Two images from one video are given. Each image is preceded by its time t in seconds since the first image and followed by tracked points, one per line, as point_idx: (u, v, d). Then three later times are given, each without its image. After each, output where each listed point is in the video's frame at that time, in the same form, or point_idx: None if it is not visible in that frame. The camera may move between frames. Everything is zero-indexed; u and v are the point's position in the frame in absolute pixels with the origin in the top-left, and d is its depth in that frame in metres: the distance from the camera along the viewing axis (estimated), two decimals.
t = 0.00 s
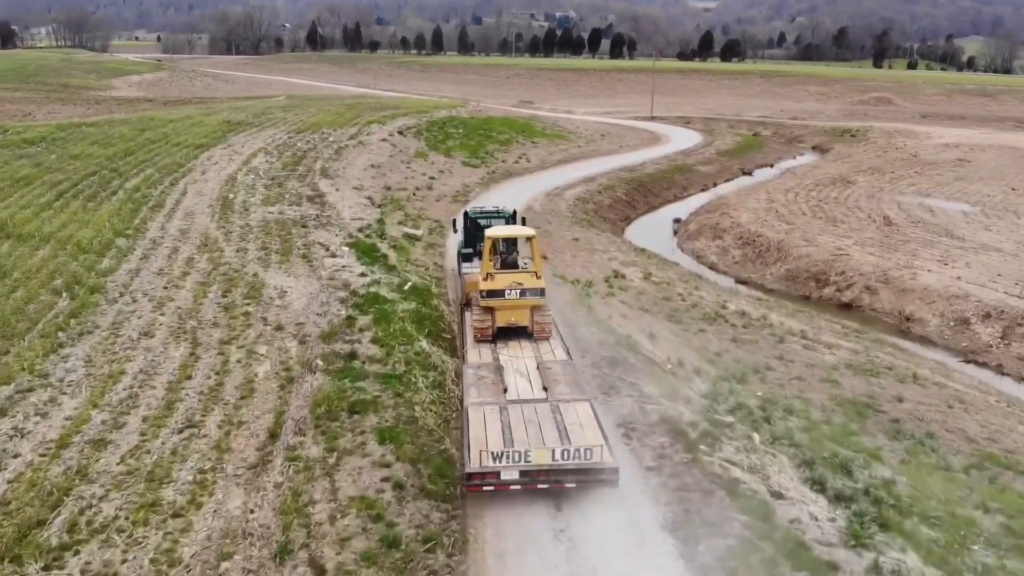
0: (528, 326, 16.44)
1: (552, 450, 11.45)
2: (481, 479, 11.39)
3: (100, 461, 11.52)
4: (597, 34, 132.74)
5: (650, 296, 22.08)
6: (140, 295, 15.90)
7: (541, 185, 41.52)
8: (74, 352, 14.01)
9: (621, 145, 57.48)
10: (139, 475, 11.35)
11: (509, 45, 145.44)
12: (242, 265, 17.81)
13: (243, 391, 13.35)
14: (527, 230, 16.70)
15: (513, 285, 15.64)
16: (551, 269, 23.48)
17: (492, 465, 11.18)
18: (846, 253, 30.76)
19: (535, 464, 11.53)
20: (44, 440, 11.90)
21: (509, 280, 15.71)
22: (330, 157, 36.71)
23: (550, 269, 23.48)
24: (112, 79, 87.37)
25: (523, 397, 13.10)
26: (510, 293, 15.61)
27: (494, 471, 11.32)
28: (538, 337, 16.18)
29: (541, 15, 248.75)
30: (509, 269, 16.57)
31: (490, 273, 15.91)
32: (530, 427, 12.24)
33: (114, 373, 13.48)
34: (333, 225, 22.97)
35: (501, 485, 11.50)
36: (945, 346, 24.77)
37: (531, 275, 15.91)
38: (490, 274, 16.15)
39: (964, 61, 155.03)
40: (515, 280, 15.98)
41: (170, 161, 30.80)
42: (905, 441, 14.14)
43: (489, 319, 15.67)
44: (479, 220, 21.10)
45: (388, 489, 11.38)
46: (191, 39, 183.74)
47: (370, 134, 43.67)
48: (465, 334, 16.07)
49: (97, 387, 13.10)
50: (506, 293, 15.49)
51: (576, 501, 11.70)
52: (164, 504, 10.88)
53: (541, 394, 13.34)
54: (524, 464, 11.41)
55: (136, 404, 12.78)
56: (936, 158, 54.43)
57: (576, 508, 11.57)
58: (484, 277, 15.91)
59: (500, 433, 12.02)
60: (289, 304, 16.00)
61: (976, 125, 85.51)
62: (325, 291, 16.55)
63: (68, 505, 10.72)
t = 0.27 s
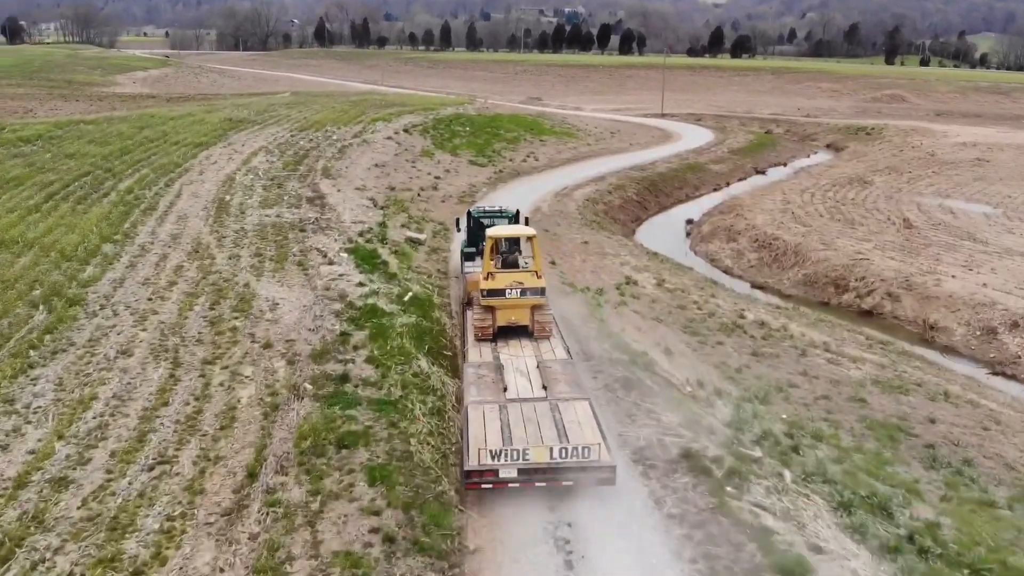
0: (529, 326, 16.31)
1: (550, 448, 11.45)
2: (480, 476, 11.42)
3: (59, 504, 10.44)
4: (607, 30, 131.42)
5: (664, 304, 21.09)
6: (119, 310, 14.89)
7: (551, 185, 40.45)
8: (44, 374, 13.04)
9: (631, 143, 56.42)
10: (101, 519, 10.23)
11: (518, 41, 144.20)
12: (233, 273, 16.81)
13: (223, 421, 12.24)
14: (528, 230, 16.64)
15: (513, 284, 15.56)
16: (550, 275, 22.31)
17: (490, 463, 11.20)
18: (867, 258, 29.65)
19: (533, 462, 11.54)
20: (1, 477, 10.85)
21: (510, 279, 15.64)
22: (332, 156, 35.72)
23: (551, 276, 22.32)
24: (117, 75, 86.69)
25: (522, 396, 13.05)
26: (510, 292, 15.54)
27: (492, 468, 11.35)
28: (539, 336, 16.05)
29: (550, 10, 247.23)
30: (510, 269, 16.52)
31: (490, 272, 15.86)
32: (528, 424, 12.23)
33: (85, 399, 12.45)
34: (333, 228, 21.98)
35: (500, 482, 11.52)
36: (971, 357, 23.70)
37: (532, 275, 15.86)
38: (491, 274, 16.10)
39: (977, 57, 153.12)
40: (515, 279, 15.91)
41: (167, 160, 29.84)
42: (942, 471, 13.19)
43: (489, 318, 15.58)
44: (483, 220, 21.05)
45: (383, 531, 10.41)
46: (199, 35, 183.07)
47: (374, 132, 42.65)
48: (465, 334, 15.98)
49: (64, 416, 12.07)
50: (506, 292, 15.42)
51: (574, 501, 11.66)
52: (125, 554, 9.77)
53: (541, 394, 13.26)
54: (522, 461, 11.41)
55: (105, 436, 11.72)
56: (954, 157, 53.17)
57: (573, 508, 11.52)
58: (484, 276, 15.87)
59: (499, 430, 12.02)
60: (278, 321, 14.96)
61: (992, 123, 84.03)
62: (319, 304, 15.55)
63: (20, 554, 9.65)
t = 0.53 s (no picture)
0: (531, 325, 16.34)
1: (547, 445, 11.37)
2: (477, 473, 11.32)
3: None
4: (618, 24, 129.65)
5: (681, 315, 19.81)
6: (88, 331, 13.63)
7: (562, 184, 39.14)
8: None
9: (643, 140, 55.07)
10: None
11: (528, 35, 142.62)
12: (217, 287, 15.58)
13: (189, 467, 10.84)
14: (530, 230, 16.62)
15: (514, 283, 15.58)
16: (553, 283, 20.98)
17: (488, 459, 11.12)
18: (893, 263, 28.26)
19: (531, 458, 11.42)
20: None
21: (511, 278, 15.65)
22: (335, 154, 34.45)
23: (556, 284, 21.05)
24: (122, 69, 85.59)
25: (521, 393, 13.06)
26: (512, 291, 15.56)
27: (490, 464, 11.25)
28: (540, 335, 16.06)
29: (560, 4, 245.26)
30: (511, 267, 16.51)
31: (492, 271, 15.89)
32: (527, 422, 12.16)
33: (39, 439, 11.16)
34: (330, 233, 20.72)
35: (498, 479, 11.41)
36: (1007, 371, 22.33)
37: (533, 274, 15.85)
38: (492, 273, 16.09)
39: (994, 52, 150.74)
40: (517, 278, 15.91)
41: (161, 160, 28.61)
42: (995, 514, 12.00)
43: (491, 317, 15.64)
44: (487, 217, 20.84)
45: None
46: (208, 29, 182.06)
47: (379, 129, 41.37)
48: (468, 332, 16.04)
49: (14, 460, 10.76)
50: (508, 291, 15.45)
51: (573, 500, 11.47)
52: None
53: (540, 392, 13.25)
54: (520, 458, 11.31)
55: (55, 485, 10.38)
56: (978, 156, 51.57)
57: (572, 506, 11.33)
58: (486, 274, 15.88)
59: (497, 427, 11.98)
60: (262, 346, 13.70)
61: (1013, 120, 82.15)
62: (308, 323, 14.30)
63: None
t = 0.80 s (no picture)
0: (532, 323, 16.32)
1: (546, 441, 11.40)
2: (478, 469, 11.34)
3: None
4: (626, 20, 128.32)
5: (696, 326, 18.86)
6: (59, 351, 12.76)
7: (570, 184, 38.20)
8: None
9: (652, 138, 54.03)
10: None
11: (536, 30, 141.38)
12: (203, 300, 14.68)
13: (154, 514, 9.87)
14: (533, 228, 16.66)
15: (516, 281, 15.58)
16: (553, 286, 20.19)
17: (487, 455, 11.15)
18: (914, 269, 27.17)
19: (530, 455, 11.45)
20: None
21: (513, 276, 15.66)
22: (336, 153, 33.47)
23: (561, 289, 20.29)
24: (125, 65, 84.85)
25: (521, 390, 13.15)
26: (513, 289, 15.57)
27: (490, 461, 11.26)
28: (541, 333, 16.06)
29: None
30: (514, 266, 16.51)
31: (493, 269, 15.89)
32: (527, 418, 12.21)
33: None
34: (327, 239, 19.78)
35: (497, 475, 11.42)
36: None
37: (534, 272, 15.86)
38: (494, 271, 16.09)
39: (1007, 49, 148.95)
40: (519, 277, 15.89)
41: (155, 160, 27.68)
42: None
43: (492, 314, 15.66)
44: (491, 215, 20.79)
45: None
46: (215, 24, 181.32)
47: (383, 127, 40.39)
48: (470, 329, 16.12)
49: None
50: (509, 289, 15.46)
51: (571, 494, 11.47)
52: None
53: (541, 389, 13.32)
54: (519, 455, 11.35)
55: (5, 536, 9.42)
56: (997, 156, 50.32)
57: (569, 500, 11.34)
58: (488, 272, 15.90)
59: (497, 424, 12.05)
60: (245, 368, 12.76)
61: None
62: (296, 342, 13.39)
63: None
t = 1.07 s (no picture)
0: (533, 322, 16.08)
1: (545, 438, 11.30)
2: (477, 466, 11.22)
3: None
4: (636, 15, 126.61)
5: (714, 342, 17.66)
6: (17, 382, 11.64)
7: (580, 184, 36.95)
8: None
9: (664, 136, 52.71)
10: None
11: (545, 26, 139.96)
12: (181, 320, 13.51)
13: None
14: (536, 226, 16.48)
15: (518, 280, 15.29)
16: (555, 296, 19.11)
17: (486, 452, 11.05)
18: (943, 278, 25.77)
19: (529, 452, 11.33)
20: None
21: (515, 275, 15.37)
22: (337, 154, 32.23)
23: (566, 300, 19.25)
24: (129, 61, 83.90)
25: (521, 389, 12.96)
26: (515, 288, 15.28)
27: (489, 458, 11.15)
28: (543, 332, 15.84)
29: None
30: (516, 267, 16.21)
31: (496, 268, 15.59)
32: (526, 416, 12.08)
33: None
34: (322, 248, 18.61)
35: (496, 472, 11.31)
36: None
37: (535, 271, 15.57)
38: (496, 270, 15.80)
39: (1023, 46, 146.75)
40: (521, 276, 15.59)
41: (146, 162, 26.52)
42: None
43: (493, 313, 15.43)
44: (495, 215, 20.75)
45: None
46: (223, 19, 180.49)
47: (387, 126, 39.13)
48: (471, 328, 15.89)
49: None
50: (511, 289, 15.17)
51: (570, 493, 11.35)
52: None
53: (541, 388, 13.12)
54: (518, 452, 11.24)
55: None
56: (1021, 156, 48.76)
57: (568, 499, 11.21)
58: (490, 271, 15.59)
59: (497, 421, 11.94)
60: (218, 404, 11.54)
61: None
62: (278, 372, 12.23)
63: None
